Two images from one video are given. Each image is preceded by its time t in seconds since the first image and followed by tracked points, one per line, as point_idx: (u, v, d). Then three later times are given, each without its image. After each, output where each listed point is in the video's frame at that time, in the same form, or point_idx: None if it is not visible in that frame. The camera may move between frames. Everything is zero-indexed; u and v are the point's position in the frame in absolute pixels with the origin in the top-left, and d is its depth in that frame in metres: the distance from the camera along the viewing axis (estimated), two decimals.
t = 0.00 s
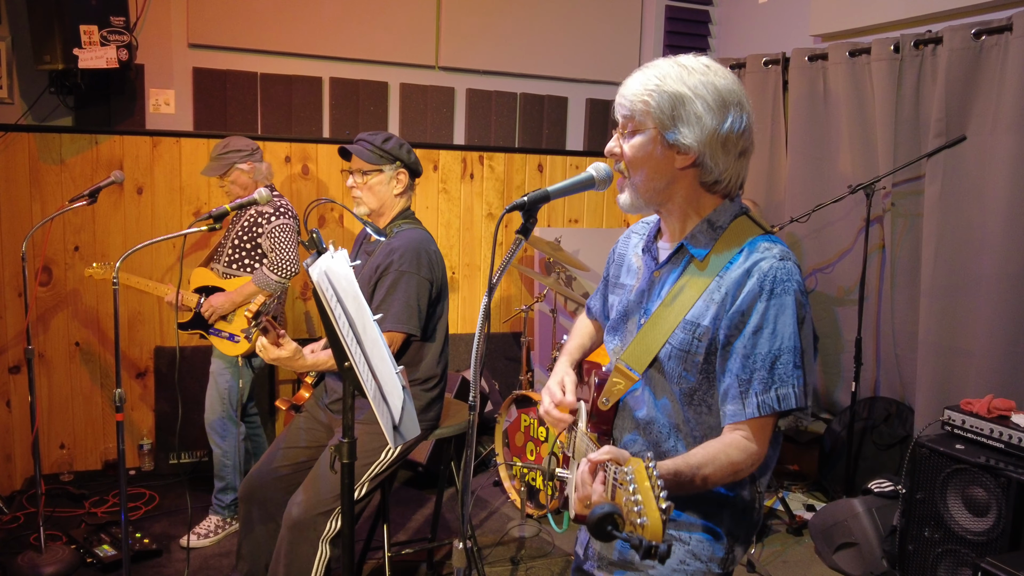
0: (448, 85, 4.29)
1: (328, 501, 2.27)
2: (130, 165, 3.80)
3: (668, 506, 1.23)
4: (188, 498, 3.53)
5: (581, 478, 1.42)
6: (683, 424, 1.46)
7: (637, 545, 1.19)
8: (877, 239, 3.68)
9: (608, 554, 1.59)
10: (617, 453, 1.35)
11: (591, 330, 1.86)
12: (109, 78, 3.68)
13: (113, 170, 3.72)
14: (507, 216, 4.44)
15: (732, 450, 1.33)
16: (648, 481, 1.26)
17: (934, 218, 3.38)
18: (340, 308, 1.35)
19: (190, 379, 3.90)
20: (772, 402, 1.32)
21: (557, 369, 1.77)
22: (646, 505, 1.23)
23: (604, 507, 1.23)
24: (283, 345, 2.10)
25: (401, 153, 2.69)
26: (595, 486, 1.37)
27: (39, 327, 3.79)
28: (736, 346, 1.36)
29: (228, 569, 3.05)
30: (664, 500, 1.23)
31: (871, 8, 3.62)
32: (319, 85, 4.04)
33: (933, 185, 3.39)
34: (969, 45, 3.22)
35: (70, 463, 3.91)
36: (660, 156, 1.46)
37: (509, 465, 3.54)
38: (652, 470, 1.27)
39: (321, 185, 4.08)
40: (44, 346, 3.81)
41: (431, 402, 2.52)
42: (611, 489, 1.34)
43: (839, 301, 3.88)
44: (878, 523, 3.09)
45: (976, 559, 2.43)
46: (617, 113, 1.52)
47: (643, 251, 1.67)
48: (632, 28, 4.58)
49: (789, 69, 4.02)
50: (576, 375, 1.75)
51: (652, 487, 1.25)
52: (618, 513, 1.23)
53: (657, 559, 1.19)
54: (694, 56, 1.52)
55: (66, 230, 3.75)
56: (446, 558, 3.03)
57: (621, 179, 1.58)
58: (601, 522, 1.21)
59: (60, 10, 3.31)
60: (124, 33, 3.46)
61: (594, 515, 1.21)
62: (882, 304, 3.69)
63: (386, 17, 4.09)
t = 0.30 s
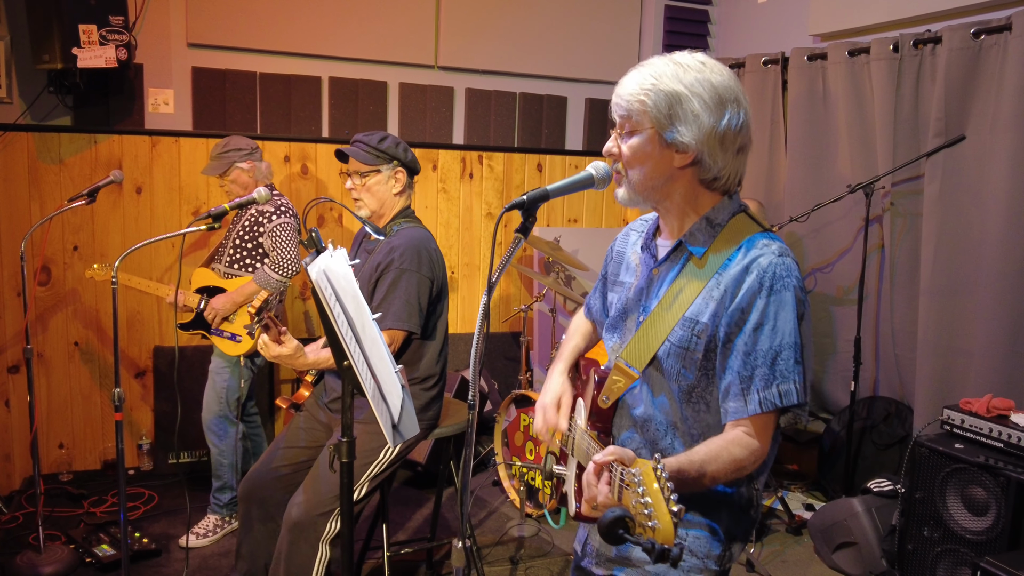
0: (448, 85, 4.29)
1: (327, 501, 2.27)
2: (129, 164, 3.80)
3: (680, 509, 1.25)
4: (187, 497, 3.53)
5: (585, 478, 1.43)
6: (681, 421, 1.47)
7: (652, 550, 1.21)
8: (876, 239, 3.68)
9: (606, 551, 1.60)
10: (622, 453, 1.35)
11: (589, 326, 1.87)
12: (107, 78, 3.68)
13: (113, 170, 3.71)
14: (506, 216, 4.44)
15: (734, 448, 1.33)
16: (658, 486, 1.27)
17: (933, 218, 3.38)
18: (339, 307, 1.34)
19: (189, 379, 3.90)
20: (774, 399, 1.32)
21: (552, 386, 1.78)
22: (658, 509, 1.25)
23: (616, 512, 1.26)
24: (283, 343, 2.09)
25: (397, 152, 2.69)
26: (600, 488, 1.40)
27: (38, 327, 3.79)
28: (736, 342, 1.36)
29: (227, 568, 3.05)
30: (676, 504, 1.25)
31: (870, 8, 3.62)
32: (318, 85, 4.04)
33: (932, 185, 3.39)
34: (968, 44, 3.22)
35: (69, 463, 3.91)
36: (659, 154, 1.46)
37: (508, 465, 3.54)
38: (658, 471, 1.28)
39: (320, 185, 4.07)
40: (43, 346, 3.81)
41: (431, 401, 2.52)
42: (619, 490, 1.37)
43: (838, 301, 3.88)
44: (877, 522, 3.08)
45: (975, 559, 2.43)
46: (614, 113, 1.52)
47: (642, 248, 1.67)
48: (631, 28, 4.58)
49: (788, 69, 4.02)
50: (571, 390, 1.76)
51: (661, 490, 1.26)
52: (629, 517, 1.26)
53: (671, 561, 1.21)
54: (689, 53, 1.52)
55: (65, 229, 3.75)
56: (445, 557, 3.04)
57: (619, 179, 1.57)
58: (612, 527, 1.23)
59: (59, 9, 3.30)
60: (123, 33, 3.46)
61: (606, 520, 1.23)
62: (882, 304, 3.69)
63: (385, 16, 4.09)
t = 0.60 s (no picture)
0: (447, 84, 4.29)
1: (326, 499, 2.28)
2: (128, 163, 3.80)
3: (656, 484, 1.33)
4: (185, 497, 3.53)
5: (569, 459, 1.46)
6: (681, 420, 1.46)
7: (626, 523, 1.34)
8: (874, 237, 3.70)
9: (603, 551, 1.60)
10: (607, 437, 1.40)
11: (587, 332, 1.87)
12: (106, 76, 3.68)
13: (111, 169, 3.72)
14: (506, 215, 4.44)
15: (727, 442, 1.32)
16: (637, 466, 1.33)
17: (932, 217, 3.39)
18: (337, 304, 1.35)
19: (188, 379, 3.90)
20: (771, 394, 1.33)
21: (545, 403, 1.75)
22: (634, 486, 1.32)
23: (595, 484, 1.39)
24: (283, 339, 2.09)
25: (396, 152, 2.69)
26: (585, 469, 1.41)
27: (37, 325, 3.78)
28: (735, 337, 1.37)
29: (226, 568, 3.04)
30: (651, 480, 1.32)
31: (869, 7, 3.62)
32: (317, 84, 4.04)
33: (931, 184, 3.40)
34: (967, 43, 3.23)
35: (67, 462, 3.91)
36: (659, 152, 1.46)
37: (507, 464, 3.55)
38: (641, 453, 1.33)
39: (319, 184, 4.07)
40: (42, 345, 3.81)
41: (429, 399, 2.52)
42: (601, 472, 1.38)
43: (837, 300, 3.88)
44: (875, 521, 3.08)
45: (973, 557, 2.44)
46: (614, 113, 1.52)
47: (641, 248, 1.67)
48: (630, 27, 4.57)
49: (787, 68, 4.02)
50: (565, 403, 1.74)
51: (640, 469, 1.32)
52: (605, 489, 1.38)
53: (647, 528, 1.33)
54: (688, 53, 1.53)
55: (64, 229, 3.75)
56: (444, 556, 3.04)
57: (620, 177, 1.56)
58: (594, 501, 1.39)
59: (58, 8, 3.30)
60: (121, 32, 3.45)
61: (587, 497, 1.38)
62: (880, 303, 3.68)
63: (384, 15, 4.09)
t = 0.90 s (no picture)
0: (445, 84, 4.30)
1: (324, 499, 2.29)
2: (127, 163, 3.81)
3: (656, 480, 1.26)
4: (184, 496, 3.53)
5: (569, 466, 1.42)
6: (679, 418, 1.46)
7: (624, 516, 1.25)
8: (871, 238, 3.71)
9: (600, 551, 1.61)
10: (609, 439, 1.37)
11: (586, 335, 1.88)
12: (104, 76, 3.68)
13: (110, 169, 3.72)
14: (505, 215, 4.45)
15: (724, 438, 1.33)
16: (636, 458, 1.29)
17: (929, 217, 3.39)
18: (333, 304, 1.35)
19: (187, 378, 3.91)
20: (768, 392, 1.32)
21: (541, 405, 1.77)
22: (634, 479, 1.26)
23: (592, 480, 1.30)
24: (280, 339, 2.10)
25: (394, 152, 2.70)
26: (585, 471, 1.39)
27: (35, 325, 3.78)
28: (732, 336, 1.37)
29: (224, 567, 3.05)
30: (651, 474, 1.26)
31: (866, 8, 3.63)
32: (315, 84, 4.04)
33: (928, 183, 3.40)
34: (963, 43, 3.23)
35: (66, 462, 3.91)
36: (657, 153, 1.46)
37: (505, 464, 3.55)
38: (641, 449, 1.30)
39: (318, 184, 4.08)
40: (40, 344, 3.81)
41: (427, 399, 2.52)
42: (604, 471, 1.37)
43: (835, 300, 3.89)
44: (872, 520, 3.08)
45: (969, 556, 2.45)
46: (610, 113, 1.53)
47: (639, 251, 1.67)
48: (628, 27, 4.58)
49: (784, 68, 4.03)
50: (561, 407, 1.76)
51: (640, 463, 1.28)
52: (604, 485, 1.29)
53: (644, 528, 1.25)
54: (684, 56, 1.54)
55: (63, 228, 3.76)
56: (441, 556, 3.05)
57: (615, 178, 1.57)
58: (587, 494, 1.28)
59: (56, 8, 3.30)
60: (120, 32, 3.46)
61: (580, 488, 1.28)
62: (878, 302, 3.69)
63: (382, 16, 4.10)
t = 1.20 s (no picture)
0: (439, 84, 4.30)
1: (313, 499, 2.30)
2: (120, 164, 3.81)
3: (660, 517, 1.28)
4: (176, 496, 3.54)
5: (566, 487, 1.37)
6: (664, 422, 1.45)
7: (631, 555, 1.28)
8: (864, 238, 3.69)
9: (587, 552, 1.60)
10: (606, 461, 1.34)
11: (573, 329, 1.86)
12: (98, 77, 3.68)
13: (103, 170, 3.72)
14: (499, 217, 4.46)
15: (715, 445, 1.33)
16: (638, 493, 1.28)
17: (922, 217, 3.38)
18: (313, 306, 1.35)
19: (181, 378, 3.91)
20: (754, 395, 1.32)
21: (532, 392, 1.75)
22: (638, 516, 1.26)
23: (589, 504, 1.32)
24: (266, 342, 2.12)
25: (382, 153, 2.70)
26: (582, 495, 1.33)
27: (29, 325, 3.79)
28: (715, 341, 1.37)
29: (216, 568, 3.05)
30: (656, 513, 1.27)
31: (859, 8, 3.62)
32: (308, 85, 4.05)
33: (920, 184, 3.39)
34: (955, 44, 3.23)
35: (60, 462, 3.92)
36: (643, 155, 1.47)
37: (498, 464, 3.56)
38: (641, 480, 1.29)
39: (312, 184, 4.08)
40: (34, 345, 3.82)
41: (416, 399, 2.53)
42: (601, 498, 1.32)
43: (827, 300, 3.88)
44: (863, 520, 3.08)
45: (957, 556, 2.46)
46: (600, 111, 1.53)
47: (621, 254, 1.66)
48: (622, 27, 4.57)
49: (778, 69, 4.03)
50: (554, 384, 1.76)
51: (643, 500, 1.27)
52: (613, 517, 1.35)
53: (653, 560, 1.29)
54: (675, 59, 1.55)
55: (56, 228, 3.76)
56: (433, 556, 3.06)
57: (600, 176, 1.57)
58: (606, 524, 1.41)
59: (48, 8, 3.31)
60: (112, 32, 3.46)
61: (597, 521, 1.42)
62: (871, 302, 3.68)
63: (376, 16, 4.10)
